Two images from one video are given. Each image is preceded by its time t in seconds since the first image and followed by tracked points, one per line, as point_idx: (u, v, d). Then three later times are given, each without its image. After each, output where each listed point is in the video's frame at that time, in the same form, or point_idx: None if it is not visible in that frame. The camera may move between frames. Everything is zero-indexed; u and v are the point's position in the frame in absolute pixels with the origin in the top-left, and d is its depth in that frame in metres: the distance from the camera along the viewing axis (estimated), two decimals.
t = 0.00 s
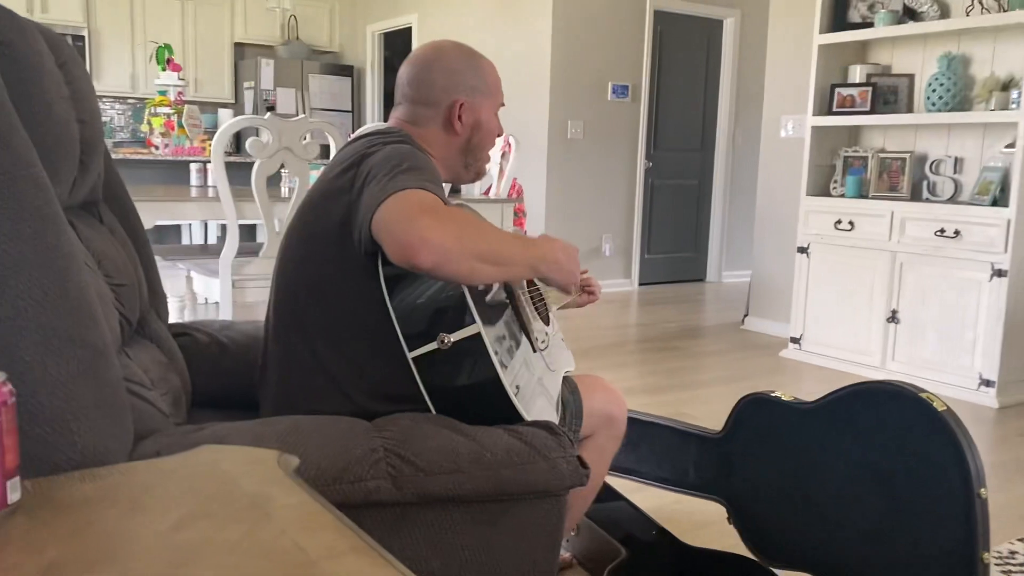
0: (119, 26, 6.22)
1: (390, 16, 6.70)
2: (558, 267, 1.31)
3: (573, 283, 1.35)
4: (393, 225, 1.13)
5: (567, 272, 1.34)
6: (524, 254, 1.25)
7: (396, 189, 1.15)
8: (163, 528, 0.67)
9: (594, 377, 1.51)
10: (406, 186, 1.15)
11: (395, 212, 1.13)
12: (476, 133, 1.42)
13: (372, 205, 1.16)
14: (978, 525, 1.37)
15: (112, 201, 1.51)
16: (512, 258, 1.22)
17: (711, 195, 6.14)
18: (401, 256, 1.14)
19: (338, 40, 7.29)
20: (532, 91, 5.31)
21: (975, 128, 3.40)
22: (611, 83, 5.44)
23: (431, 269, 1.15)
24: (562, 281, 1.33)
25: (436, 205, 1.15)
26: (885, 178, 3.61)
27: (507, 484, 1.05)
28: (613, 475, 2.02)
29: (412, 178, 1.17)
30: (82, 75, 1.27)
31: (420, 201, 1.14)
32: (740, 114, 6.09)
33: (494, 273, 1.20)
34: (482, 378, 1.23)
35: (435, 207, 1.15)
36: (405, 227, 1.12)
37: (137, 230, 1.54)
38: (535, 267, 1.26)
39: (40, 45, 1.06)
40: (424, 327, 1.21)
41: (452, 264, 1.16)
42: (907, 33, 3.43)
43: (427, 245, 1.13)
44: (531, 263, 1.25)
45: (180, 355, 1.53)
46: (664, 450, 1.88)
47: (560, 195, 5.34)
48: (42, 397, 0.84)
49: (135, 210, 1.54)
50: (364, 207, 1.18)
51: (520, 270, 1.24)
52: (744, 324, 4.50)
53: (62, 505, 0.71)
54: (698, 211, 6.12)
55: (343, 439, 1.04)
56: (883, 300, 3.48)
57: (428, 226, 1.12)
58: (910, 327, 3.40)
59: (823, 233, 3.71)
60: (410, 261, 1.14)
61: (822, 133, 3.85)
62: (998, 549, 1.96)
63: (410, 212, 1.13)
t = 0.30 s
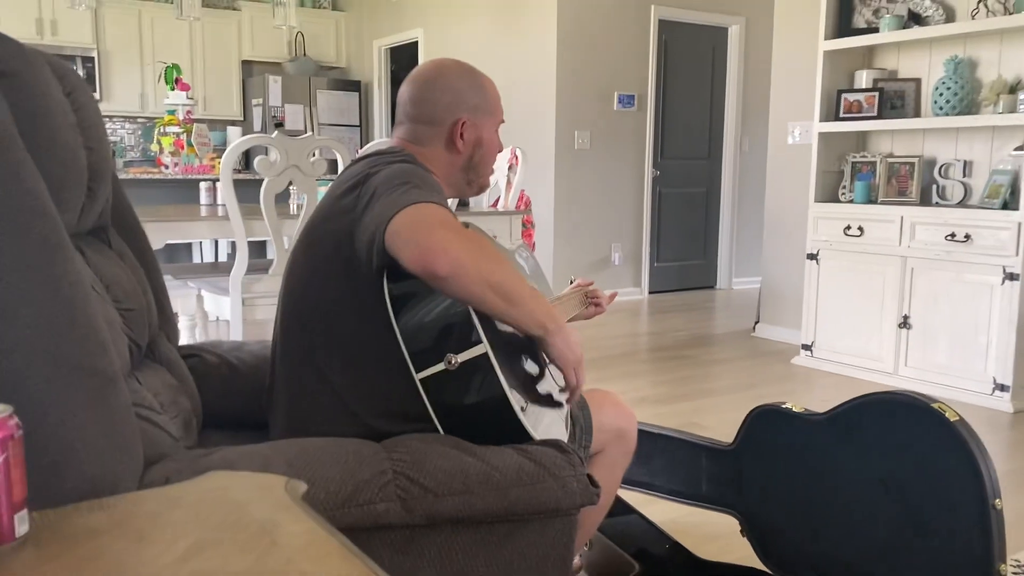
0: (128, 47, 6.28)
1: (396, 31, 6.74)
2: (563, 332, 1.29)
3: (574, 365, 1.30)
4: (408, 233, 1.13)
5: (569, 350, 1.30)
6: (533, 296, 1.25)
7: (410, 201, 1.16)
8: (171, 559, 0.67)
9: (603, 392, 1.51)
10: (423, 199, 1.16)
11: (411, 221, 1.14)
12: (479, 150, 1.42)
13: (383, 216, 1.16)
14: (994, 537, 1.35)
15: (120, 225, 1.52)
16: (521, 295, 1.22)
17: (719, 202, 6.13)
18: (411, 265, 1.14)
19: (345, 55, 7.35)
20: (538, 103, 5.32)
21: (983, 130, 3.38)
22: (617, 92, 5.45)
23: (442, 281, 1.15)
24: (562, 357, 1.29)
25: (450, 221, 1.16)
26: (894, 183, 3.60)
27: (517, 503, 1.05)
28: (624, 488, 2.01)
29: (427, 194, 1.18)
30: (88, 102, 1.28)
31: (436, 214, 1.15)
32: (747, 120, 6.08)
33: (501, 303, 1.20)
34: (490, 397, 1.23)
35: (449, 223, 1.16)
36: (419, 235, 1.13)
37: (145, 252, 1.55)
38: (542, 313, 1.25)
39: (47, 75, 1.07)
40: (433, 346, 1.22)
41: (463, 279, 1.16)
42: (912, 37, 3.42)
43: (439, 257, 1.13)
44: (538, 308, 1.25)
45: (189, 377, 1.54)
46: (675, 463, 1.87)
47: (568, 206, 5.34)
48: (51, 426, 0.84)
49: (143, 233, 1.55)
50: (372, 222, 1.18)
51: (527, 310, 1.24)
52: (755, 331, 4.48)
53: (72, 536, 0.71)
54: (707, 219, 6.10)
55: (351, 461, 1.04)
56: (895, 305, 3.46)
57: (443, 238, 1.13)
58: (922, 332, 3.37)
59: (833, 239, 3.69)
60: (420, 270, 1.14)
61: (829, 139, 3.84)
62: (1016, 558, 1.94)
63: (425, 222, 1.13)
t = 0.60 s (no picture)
0: (103, 42, 6.20)
1: (376, 28, 6.70)
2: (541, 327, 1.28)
3: (554, 354, 1.31)
4: (377, 237, 1.12)
5: (551, 338, 1.31)
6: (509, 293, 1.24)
7: (380, 203, 1.14)
8: (132, 566, 0.65)
9: (578, 393, 1.50)
10: (393, 200, 1.15)
11: (380, 224, 1.13)
12: (452, 147, 1.41)
13: (353, 217, 1.15)
14: (965, 537, 1.36)
15: (90, 223, 1.49)
16: (494, 294, 1.21)
17: (698, 202, 6.16)
18: (382, 269, 1.13)
19: (324, 53, 7.30)
20: (518, 102, 5.31)
21: (958, 131, 3.42)
22: (597, 92, 5.46)
23: (410, 283, 1.15)
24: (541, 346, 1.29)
25: (419, 222, 1.15)
26: (871, 183, 3.62)
27: (489, 505, 1.04)
28: (601, 488, 2.01)
29: (396, 195, 1.16)
30: (55, 98, 1.25)
31: (405, 216, 1.14)
32: (726, 121, 6.11)
33: (472, 304, 1.20)
34: (465, 396, 1.22)
35: (419, 225, 1.15)
36: (389, 239, 1.12)
37: (115, 251, 1.53)
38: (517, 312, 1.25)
39: (11, 71, 1.05)
40: (406, 345, 1.20)
41: (432, 281, 1.16)
42: (888, 39, 3.45)
43: (409, 260, 1.12)
44: (513, 306, 1.24)
45: (160, 377, 1.52)
46: (653, 462, 1.86)
47: (548, 205, 5.34)
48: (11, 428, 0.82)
49: (113, 232, 1.53)
50: (343, 224, 1.17)
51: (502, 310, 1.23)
52: (733, 331, 4.50)
53: (31, 541, 0.69)
54: (686, 219, 6.13)
55: (321, 463, 1.03)
56: (871, 305, 3.48)
57: (412, 242, 1.12)
58: (898, 331, 3.40)
59: (810, 238, 3.71)
60: (390, 273, 1.13)
61: (807, 140, 3.86)
62: (988, 556, 1.96)
63: (395, 226, 1.12)
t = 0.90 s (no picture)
0: (94, 30, 6.15)
1: (368, 17, 6.67)
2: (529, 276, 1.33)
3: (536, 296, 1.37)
4: (365, 234, 1.11)
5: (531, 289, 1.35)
6: (497, 263, 1.26)
7: (367, 198, 1.13)
8: (127, 556, 0.64)
9: (572, 382, 1.50)
10: (378, 196, 1.14)
11: (367, 222, 1.12)
12: (447, 137, 1.41)
13: (341, 216, 1.14)
14: (957, 525, 1.37)
15: (81, 213, 1.49)
16: (486, 267, 1.23)
17: (692, 193, 6.16)
18: (372, 267, 1.13)
19: (316, 42, 7.26)
20: (512, 92, 5.30)
21: (951, 122, 3.42)
22: (591, 82, 5.44)
23: (404, 280, 1.15)
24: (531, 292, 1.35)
25: (407, 215, 1.14)
26: (863, 174, 3.63)
27: (483, 495, 1.05)
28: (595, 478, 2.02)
29: (383, 187, 1.15)
30: (46, 86, 1.24)
31: (393, 211, 1.13)
32: (719, 111, 6.11)
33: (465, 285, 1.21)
34: (459, 385, 1.22)
35: (407, 218, 1.14)
36: (378, 237, 1.11)
37: (107, 240, 1.52)
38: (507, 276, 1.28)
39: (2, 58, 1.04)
40: (400, 335, 1.20)
41: (425, 275, 1.16)
42: (881, 29, 3.45)
43: (399, 258, 1.12)
44: (504, 270, 1.27)
45: (152, 368, 1.51)
46: (645, 452, 1.89)
47: (541, 195, 5.33)
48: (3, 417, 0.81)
49: (105, 220, 1.52)
50: (332, 221, 1.16)
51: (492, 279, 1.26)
52: (726, 321, 4.52)
53: (24, 531, 0.68)
54: (679, 209, 6.13)
55: (315, 454, 1.03)
56: (864, 295, 3.49)
57: (401, 238, 1.12)
58: (890, 322, 3.41)
59: (804, 229, 3.72)
60: (381, 271, 1.13)
61: (800, 130, 3.86)
62: (979, 544, 1.98)
63: (383, 223, 1.11)
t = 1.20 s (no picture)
0: (92, 23, 6.13)
1: (367, 10, 6.65)
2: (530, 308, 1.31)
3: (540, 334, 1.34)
4: (370, 224, 1.12)
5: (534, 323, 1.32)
6: (501, 276, 1.25)
7: (373, 188, 1.14)
8: (131, 547, 0.65)
9: (572, 375, 1.51)
10: (385, 188, 1.14)
11: (374, 210, 1.12)
12: (450, 131, 1.41)
13: (346, 206, 1.15)
14: (954, 517, 1.37)
15: (82, 205, 1.49)
16: (488, 275, 1.22)
17: (691, 187, 6.16)
18: (376, 256, 1.13)
19: (315, 35, 7.24)
20: (511, 85, 5.29)
21: (950, 116, 3.43)
22: (590, 75, 5.44)
23: (406, 272, 1.15)
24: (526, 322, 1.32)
25: (412, 208, 1.15)
26: (863, 168, 3.64)
27: (485, 487, 1.05)
28: (595, 470, 2.03)
29: (390, 180, 1.16)
30: (48, 79, 1.24)
31: (399, 202, 1.13)
32: (718, 105, 6.11)
33: (467, 287, 1.20)
34: (458, 382, 1.23)
35: (412, 211, 1.15)
36: (383, 226, 1.11)
37: (108, 233, 1.52)
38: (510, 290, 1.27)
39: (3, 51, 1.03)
40: (400, 330, 1.20)
41: (428, 269, 1.16)
42: (881, 23, 3.44)
43: (403, 248, 1.12)
44: (506, 280, 1.26)
45: (154, 360, 1.52)
46: (644, 446, 1.91)
47: (540, 188, 5.33)
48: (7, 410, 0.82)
49: (106, 213, 1.52)
50: (336, 211, 1.17)
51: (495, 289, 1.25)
52: (725, 315, 4.53)
53: (28, 522, 0.69)
54: (678, 203, 6.13)
55: (318, 446, 1.03)
56: (862, 289, 3.50)
57: (406, 229, 1.12)
58: (888, 315, 3.42)
59: (803, 223, 3.72)
60: (385, 261, 1.13)
61: (799, 124, 3.86)
62: (976, 537, 1.99)
63: (388, 213, 1.12)
